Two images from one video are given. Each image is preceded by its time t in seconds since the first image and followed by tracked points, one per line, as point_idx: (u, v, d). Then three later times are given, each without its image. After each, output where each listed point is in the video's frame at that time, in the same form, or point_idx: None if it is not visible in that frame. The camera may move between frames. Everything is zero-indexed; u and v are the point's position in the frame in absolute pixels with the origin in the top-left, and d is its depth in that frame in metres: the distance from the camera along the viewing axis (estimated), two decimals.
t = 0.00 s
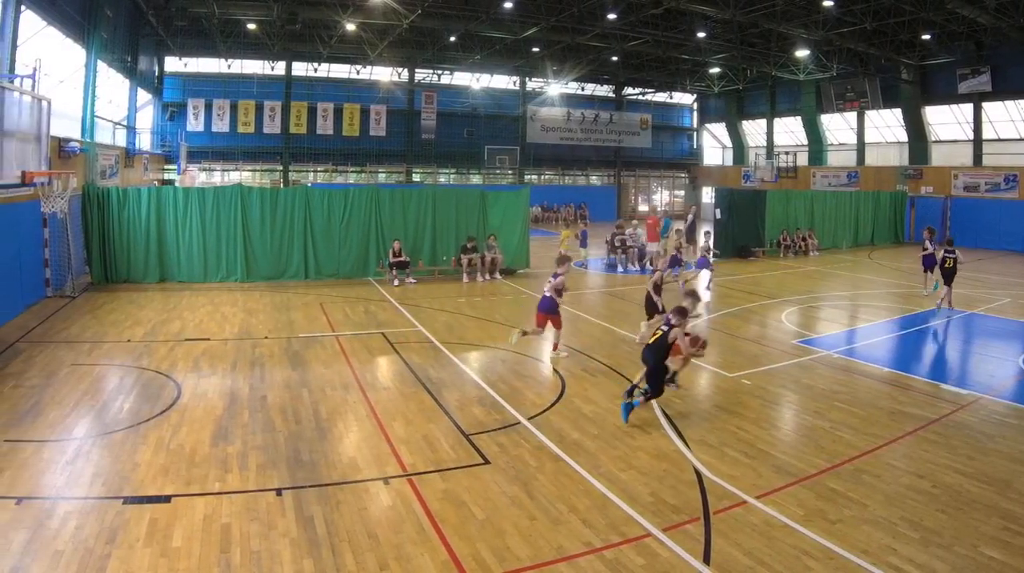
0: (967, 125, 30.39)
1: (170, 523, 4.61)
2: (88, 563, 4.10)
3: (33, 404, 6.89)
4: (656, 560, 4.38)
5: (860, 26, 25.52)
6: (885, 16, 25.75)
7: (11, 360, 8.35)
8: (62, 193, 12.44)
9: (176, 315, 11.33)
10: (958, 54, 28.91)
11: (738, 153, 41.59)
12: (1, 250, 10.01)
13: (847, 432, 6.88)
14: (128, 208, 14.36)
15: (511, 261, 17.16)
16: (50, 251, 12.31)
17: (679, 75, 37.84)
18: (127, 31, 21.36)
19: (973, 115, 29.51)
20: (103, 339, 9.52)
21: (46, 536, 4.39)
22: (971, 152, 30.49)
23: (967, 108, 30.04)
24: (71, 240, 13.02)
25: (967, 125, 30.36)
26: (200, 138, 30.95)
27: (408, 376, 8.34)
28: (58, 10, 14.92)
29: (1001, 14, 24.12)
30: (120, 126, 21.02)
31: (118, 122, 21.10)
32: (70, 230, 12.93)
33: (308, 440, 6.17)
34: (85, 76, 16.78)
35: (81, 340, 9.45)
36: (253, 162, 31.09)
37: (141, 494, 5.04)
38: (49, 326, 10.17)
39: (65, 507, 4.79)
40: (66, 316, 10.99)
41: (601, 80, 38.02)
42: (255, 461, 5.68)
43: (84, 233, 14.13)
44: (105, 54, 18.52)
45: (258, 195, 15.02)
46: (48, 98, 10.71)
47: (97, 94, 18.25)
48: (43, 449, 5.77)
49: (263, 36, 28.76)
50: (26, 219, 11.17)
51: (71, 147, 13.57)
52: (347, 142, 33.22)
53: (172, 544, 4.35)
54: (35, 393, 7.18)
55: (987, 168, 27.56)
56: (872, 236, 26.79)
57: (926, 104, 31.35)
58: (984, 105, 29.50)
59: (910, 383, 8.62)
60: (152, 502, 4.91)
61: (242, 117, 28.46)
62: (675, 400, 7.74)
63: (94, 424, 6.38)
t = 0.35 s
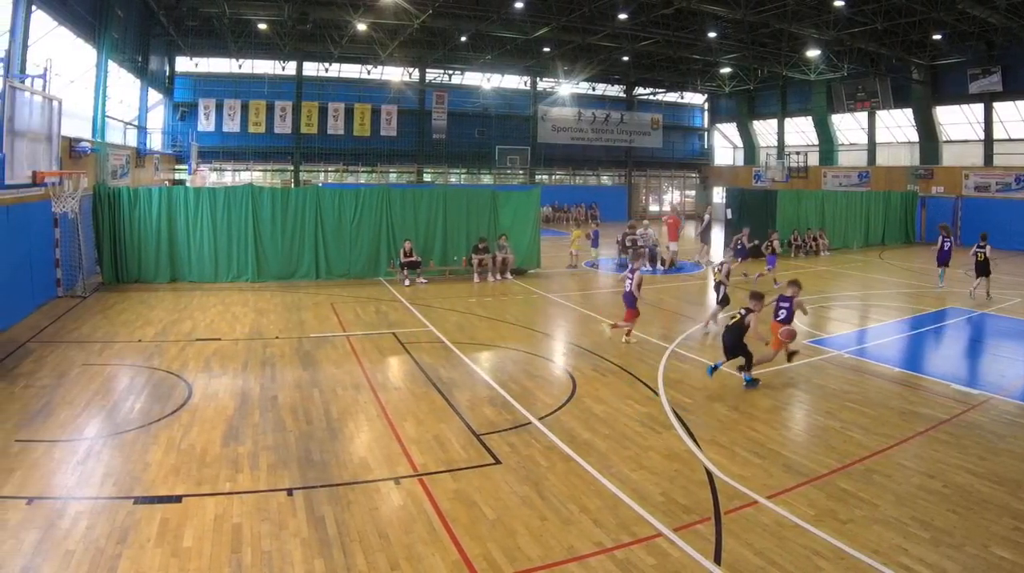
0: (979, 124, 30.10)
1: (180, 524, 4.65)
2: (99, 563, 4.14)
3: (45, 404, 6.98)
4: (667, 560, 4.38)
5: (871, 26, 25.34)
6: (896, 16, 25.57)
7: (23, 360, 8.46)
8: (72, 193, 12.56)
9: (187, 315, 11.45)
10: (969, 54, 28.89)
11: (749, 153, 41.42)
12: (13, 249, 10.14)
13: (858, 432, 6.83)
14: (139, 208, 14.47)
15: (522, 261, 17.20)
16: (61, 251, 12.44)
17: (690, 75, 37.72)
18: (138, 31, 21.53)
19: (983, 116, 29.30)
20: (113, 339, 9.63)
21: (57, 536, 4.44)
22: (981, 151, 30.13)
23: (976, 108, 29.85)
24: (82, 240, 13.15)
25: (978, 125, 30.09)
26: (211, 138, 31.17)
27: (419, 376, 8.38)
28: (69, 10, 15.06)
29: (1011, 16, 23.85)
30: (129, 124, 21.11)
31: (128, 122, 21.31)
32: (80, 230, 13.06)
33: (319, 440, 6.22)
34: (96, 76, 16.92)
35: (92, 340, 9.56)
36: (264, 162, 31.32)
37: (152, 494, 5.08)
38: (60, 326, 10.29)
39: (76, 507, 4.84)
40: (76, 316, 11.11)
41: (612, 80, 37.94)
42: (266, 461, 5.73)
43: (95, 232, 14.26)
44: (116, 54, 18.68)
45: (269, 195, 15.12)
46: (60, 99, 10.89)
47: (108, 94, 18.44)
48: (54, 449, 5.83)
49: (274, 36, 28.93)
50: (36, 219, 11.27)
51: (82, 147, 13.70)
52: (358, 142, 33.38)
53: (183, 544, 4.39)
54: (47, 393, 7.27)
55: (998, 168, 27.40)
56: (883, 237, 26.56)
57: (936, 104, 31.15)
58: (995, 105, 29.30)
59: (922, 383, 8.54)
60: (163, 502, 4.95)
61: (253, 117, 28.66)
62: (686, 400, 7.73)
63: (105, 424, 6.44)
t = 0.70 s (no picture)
0: (990, 124, 29.92)
1: (192, 523, 4.70)
2: (112, 563, 4.18)
3: (58, 404, 7.07)
4: (679, 560, 4.38)
5: (883, 26, 25.13)
6: (908, 16, 25.36)
7: (36, 360, 8.58)
8: (84, 193, 12.69)
9: (199, 315, 11.56)
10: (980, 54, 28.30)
11: (760, 153, 41.23)
12: (25, 250, 10.28)
13: (870, 432, 6.78)
14: (150, 208, 14.59)
15: (534, 262, 17.23)
16: (73, 251, 12.59)
17: (702, 75, 37.54)
18: (150, 30, 21.69)
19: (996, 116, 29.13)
20: (125, 339, 9.74)
21: (69, 536, 4.48)
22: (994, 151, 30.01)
23: (988, 108, 29.69)
24: (93, 239, 13.30)
25: (990, 125, 29.91)
26: (223, 138, 31.39)
27: (431, 376, 8.42)
28: (81, 9, 15.19)
29: None
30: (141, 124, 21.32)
31: (140, 122, 21.50)
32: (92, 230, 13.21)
33: (331, 440, 6.27)
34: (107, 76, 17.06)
35: (104, 340, 9.68)
36: (276, 162, 31.52)
37: (164, 494, 5.14)
38: (72, 326, 10.42)
39: (89, 507, 4.90)
40: (88, 316, 11.23)
41: (624, 80, 37.84)
42: (278, 461, 5.78)
43: (106, 232, 14.39)
44: (128, 54, 18.83)
45: (281, 195, 15.21)
46: (71, 99, 10.92)
47: (120, 94, 18.62)
48: (66, 449, 5.90)
49: (286, 36, 29.09)
50: (48, 220, 11.43)
51: (95, 147, 13.90)
52: (370, 142, 33.52)
53: (195, 545, 4.43)
54: (60, 393, 7.36)
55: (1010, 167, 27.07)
56: (895, 238, 26.31)
57: (948, 104, 30.90)
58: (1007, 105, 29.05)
59: (936, 384, 8.46)
60: (175, 502, 5.00)
61: (265, 117, 28.84)
62: (698, 400, 7.70)
63: (117, 424, 6.51)
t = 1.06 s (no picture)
0: (1002, 124, 30.03)
1: (203, 523, 4.73)
2: (123, 563, 4.21)
3: (69, 404, 7.14)
4: (689, 560, 4.38)
5: (894, 26, 24.95)
6: (919, 16, 25.19)
7: (47, 360, 8.66)
8: (95, 193, 12.79)
9: (210, 315, 11.67)
10: (990, 54, 28.38)
11: (772, 153, 41.05)
12: (35, 250, 10.39)
13: (881, 432, 6.74)
14: (161, 208, 14.70)
15: (545, 262, 17.25)
16: (84, 251, 12.73)
17: (713, 75, 37.41)
18: (161, 30, 21.83)
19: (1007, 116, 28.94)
20: (136, 339, 9.84)
21: (80, 536, 4.52)
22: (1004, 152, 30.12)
23: (999, 108, 29.80)
24: (105, 239, 13.42)
25: (1001, 125, 30.03)
26: (234, 138, 31.57)
27: (442, 376, 8.45)
28: (92, 10, 15.31)
29: None
30: (151, 124, 21.53)
31: (151, 123, 21.66)
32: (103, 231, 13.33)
33: (342, 440, 6.31)
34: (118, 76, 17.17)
35: (115, 340, 9.77)
36: (287, 162, 31.70)
37: (174, 494, 5.17)
38: (83, 326, 10.52)
39: (100, 507, 4.93)
40: (100, 316, 11.34)
41: (635, 80, 37.76)
42: (289, 461, 5.82)
43: (117, 232, 14.50)
44: (139, 54, 18.95)
45: (292, 195, 15.31)
46: (82, 99, 10.84)
47: (131, 93, 18.79)
48: (77, 449, 5.95)
49: (297, 36, 29.25)
50: (58, 220, 11.54)
51: (106, 147, 14.02)
52: (381, 142, 33.63)
53: (206, 544, 4.46)
54: (72, 393, 7.44)
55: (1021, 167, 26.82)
56: (905, 238, 26.05)
57: (959, 104, 30.93)
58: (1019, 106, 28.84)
59: (948, 383, 8.38)
60: (186, 502, 5.04)
61: (276, 117, 28.99)
62: (709, 400, 7.69)
63: (127, 424, 6.56)
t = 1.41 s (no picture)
0: (1013, 125, 29.86)
1: (215, 524, 4.76)
2: (135, 563, 4.24)
3: (81, 404, 7.20)
4: (701, 560, 4.37)
5: (906, 26, 24.78)
6: (931, 16, 25.06)
7: (59, 360, 8.75)
8: (107, 193, 12.91)
9: (222, 315, 11.77)
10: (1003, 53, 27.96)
11: (784, 153, 40.86)
12: (47, 250, 10.50)
13: (893, 432, 6.70)
14: (173, 208, 14.81)
15: (557, 262, 17.27)
16: (95, 251, 12.90)
17: (725, 76, 37.26)
18: (173, 30, 21.98)
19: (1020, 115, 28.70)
20: (148, 339, 9.93)
21: (92, 536, 4.55)
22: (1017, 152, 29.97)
23: (1011, 109, 29.64)
24: (117, 240, 13.55)
25: (1013, 125, 29.86)
26: (246, 138, 31.77)
27: (454, 376, 8.49)
28: (104, 10, 15.42)
29: None
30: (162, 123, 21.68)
31: (163, 123, 21.83)
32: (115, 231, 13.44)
33: (353, 440, 6.36)
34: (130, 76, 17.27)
35: (127, 340, 9.87)
36: (299, 162, 31.86)
37: (186, 494, 5.20)
38: (96, 326, 10.63)
39: (112, 507, 4.96)
40: (112, 316, 11.47)
41: (647, 80, 37.63)
42: (301, 461, 5.86)
43: (129, 232, 14.62)
44: (152, 54, 19.09)
45: (304, 195, 15.40)
46: (94, 100, 10.87)
47: (143, 93, 18.97)
48: (90, 449, 6.00)
49: (309, 36, 29.42)
50: (70, 220, 11.70)
51: (118, 147, 14.11)
52: (392, 142, 33.73)
53: (218, 544, 4.49)
54: (83, 393, 7.50)
55: None
56: (917, 238, 25.77)
57: (971, 104, 30.67)
58: None
59: (961, 384, 8.31)
60: (198, 503, 5.07)
61: (288, 117, 29.14)
62: (721, 400, 7.66)
63: (139, 424, 6.61)
